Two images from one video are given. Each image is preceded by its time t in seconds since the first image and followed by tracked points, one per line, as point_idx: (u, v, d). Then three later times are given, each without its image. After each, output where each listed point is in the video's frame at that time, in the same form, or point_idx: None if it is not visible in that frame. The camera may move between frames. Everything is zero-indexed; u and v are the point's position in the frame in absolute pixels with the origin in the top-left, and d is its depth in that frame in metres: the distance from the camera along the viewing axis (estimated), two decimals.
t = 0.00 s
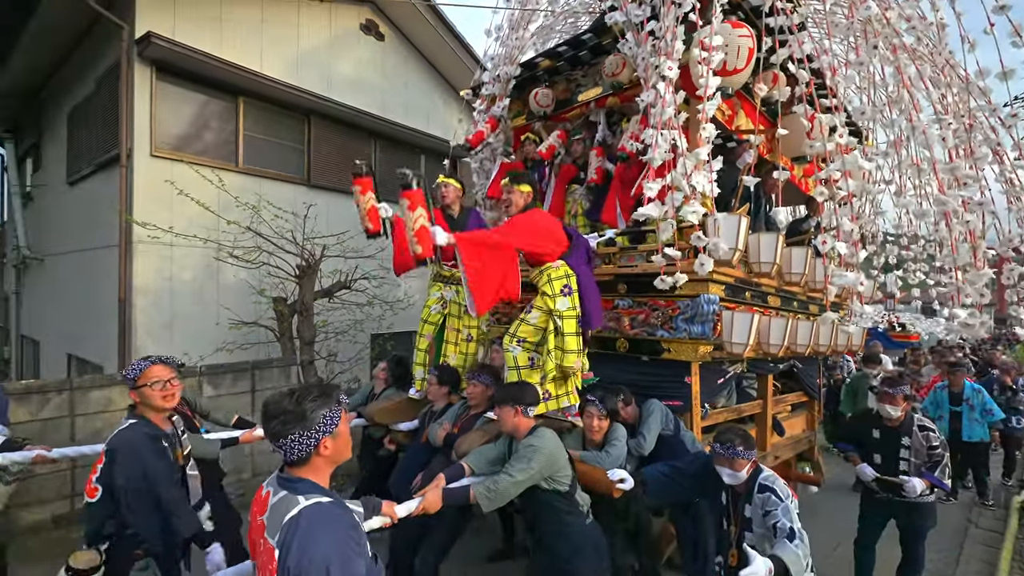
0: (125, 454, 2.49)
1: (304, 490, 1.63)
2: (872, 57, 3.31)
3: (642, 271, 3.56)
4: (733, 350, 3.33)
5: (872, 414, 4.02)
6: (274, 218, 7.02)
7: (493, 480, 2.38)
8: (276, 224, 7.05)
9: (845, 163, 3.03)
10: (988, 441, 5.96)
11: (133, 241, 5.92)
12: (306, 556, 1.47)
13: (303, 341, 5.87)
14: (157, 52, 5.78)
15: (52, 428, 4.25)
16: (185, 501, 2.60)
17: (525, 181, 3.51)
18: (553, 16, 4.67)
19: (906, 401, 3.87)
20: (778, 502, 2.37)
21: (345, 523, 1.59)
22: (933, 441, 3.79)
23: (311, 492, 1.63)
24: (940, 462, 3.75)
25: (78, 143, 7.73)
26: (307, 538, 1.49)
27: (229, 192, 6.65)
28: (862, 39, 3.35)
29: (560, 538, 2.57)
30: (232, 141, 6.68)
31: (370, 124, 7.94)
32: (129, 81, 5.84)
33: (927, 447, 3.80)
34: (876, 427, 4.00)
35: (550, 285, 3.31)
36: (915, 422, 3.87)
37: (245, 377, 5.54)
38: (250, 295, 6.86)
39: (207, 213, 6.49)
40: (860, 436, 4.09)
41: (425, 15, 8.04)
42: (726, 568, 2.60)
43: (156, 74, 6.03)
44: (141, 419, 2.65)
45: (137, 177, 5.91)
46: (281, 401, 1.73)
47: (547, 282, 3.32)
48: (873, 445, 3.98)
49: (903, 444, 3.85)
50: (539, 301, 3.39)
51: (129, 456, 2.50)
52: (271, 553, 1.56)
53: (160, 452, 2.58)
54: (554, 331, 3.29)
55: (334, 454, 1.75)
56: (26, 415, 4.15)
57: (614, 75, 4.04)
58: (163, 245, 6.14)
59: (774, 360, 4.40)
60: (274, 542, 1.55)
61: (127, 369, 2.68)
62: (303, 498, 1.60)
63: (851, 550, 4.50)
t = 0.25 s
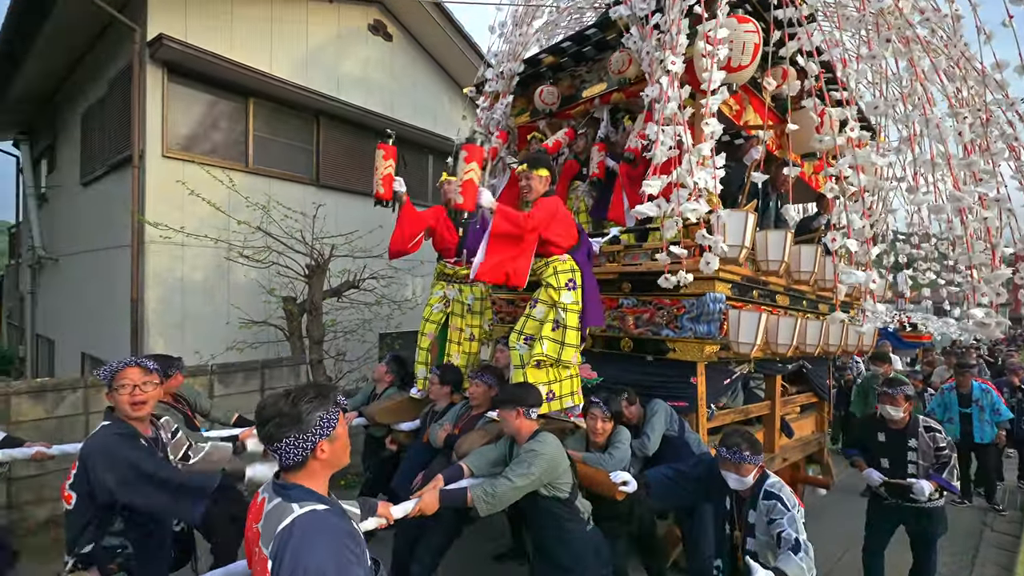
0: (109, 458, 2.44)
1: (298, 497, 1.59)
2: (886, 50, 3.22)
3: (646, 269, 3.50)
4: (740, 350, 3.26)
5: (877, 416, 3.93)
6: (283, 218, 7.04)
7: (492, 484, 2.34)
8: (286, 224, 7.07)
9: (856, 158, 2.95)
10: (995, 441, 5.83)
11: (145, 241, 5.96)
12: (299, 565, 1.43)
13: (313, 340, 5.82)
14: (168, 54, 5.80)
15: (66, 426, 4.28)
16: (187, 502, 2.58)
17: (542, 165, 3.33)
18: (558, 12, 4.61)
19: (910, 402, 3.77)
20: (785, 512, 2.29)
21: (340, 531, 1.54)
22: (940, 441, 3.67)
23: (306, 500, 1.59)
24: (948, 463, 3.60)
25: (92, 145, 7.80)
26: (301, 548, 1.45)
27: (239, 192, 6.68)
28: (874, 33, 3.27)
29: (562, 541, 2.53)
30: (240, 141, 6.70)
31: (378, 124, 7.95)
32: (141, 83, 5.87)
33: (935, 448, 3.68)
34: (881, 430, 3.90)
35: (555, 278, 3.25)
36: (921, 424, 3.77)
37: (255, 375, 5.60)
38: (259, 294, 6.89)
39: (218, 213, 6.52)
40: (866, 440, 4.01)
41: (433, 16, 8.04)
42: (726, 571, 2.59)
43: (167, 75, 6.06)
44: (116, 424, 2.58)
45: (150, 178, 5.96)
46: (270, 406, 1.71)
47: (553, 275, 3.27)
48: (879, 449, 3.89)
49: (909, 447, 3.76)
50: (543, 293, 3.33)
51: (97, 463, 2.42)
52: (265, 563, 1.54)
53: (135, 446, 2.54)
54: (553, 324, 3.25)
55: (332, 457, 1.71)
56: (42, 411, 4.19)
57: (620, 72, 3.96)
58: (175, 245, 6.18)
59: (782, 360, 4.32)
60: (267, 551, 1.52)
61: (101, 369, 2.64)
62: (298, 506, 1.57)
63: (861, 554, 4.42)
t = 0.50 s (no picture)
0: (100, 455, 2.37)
1: (297, 507, 1.54)
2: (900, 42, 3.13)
3: (650, 267, 3.43)
4: (747, 350, 3.18)
5: (873, 415, 3.84)
6: (293, 217, 7.06)
7: (491, 489, 2.29)
8: (295, 223, 7.10)
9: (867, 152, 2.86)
10: (1013, 444, 5.68)
11: (157, 241, 6.01)
12: None
13: (322, 339, 5.84)
14: (180, 56, 5.83)
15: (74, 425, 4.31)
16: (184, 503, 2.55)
17: (548, 162, 3.35)
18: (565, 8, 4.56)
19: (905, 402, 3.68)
20: (789, 519, 2.22)
21: (338, 545, 1.49)
22: (937, 438, 3.59)
23: (305, 510, 1.54)
24: (948, 460, 3.56)
25: (104, 146, 7.88)
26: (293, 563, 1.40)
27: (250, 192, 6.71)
28: (888, 24, 3.17)
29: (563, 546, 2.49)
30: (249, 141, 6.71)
31: (388, 124, 7.96)
32: (153, 85, 5.92)
33: (932, 445, 3.61)
34: (878, 429, 3.81)
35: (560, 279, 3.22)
36: (917, 421, 3.69)
37: (266, 373, 5.66)
38: (270, 293, 6.92)
39: (228, 213, 6.55)
40: (864, 440, 3.92)
41: (441, 16, 8.03)
42: None
43: (179, 76, 6.09)
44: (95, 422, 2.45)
45: (162, 178, 6.00)
46: (279, 407, 1.65)
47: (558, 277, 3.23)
48: (877, 449, 3.81)
49: (906, 445, 3.68)
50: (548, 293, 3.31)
51: (69, 454, 2.28)
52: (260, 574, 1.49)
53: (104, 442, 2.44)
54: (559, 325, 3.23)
55: (336, 466, 1.66)
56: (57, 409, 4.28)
57: (624, 69, 3.87)
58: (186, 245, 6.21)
59: (790, 360, 4.25)
60: (263, 562, 1.47)
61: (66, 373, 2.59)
62: (296, 517, 1.51)
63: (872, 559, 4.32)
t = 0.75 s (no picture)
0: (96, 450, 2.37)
1: (293, 516, 1.50)
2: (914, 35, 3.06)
3: (654, 265, 3.38)
4: (753, 350, 3.12)
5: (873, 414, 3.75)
6: (302, 217, 7.08)
7: (489, 487, 2.25)
8: (305, 223, 7.11)
9: (880, 145, 2.78)
10: None
11: (169, 241, 6.05)
12: None
13: (331, 338, 5.86)
14: (192, 57, 5.87)
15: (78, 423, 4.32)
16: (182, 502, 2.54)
17: (540, 172, 3.30)
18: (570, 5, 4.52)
19: (904, 401, 3.56)
20: (791, 524, 2.18)
21: (338, 556, 1.45)
22: (939, 436, 3.46)
23: (301, 519, 1.50)
24: (951, 460, 3.42)
25: (116, 147, 7.97)
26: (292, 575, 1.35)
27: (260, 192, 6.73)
28: (899, 16, 3.10)
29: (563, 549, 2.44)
30: (258, 142, 6.74)
31: (398, 124, 7.96)
32: (165, 86, 5.96)
33: (934, 444, 3.48)
34: (879, 429, 3.70)
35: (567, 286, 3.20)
36: (918, 419, 3.57)
37: (276, 372, 5.66)
38: (280, 292, 6.94)
39: (240, 213, 6.58)
40: (865, 440, 3.80)
41: (449, 16, 8.03)
42: None
43: (190, 78, 6.13)
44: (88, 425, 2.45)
45: (174, 179, 6.02)
46: (280, 413, 1.59)
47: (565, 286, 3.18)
48: (879, 449, 3.69)
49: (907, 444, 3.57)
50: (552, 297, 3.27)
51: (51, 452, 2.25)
52: None
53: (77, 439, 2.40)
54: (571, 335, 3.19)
55: (334, 475, 1.64)
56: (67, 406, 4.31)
57: (626, 63, 3.87)
58: (198, 245, 6.25)
59: (799, 360, 4.17)
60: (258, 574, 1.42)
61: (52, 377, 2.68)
62: (293, 526, 1.47)
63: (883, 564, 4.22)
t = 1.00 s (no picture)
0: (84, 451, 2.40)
1: (279, 517, 1.48)
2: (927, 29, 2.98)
3: (657, 263, 3.33)
4: (758, 350, 3.06)
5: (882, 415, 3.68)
6: (312, 217, 7.09)
7: (484, 492, 2.22)
8: (314, 223, 7.13)
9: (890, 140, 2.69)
10: None
11: (180, 241, 6.09)
12: None
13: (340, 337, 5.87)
14: (203, 58, 5.90)
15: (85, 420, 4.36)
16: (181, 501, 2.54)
17: (520, 193, 3.22)
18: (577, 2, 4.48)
19: (911, 402, 3.47)
20: (791, 527, 2.21)
21: (326, 555, 1.43)
22: (948, 439, 3.36)
23: (288, 520, 1.48)
24: (960, 464, 3.31)
25: (127, 148, 8.05)
26: None
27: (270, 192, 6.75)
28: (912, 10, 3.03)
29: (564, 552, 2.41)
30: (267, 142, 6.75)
31: (407, 124, 7.96)
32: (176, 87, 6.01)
33: (942, 447, 3.39)
34: (888, 429, 3.63)
35: (570, 296, 3.12)
36: (928, 420, 3.48)
37: (285, 371, 5.65)
38: (290, 291, 6.97)
39: (250, 213, 6.60)
40: (876, 441, 3.74)
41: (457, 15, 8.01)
42: None
43: (201, 79, 6.17)
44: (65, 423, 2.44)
45: (185, 179, 6.07)
46: (265, 413, 1.56)
47: (567, 293, 3.13)
48: (887, 450, 3.63)
49: (915, 445, 3.49)
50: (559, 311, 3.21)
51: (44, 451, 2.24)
52: None
53: (48, 451, 2.32)
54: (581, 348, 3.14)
55: (323, 473, 1.62)
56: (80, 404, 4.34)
57: (627, 56, 3.83)
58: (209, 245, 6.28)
59: (807, 360, 4.09)
60: None
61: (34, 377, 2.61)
62: (278, 527, 1.45)
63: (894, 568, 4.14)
